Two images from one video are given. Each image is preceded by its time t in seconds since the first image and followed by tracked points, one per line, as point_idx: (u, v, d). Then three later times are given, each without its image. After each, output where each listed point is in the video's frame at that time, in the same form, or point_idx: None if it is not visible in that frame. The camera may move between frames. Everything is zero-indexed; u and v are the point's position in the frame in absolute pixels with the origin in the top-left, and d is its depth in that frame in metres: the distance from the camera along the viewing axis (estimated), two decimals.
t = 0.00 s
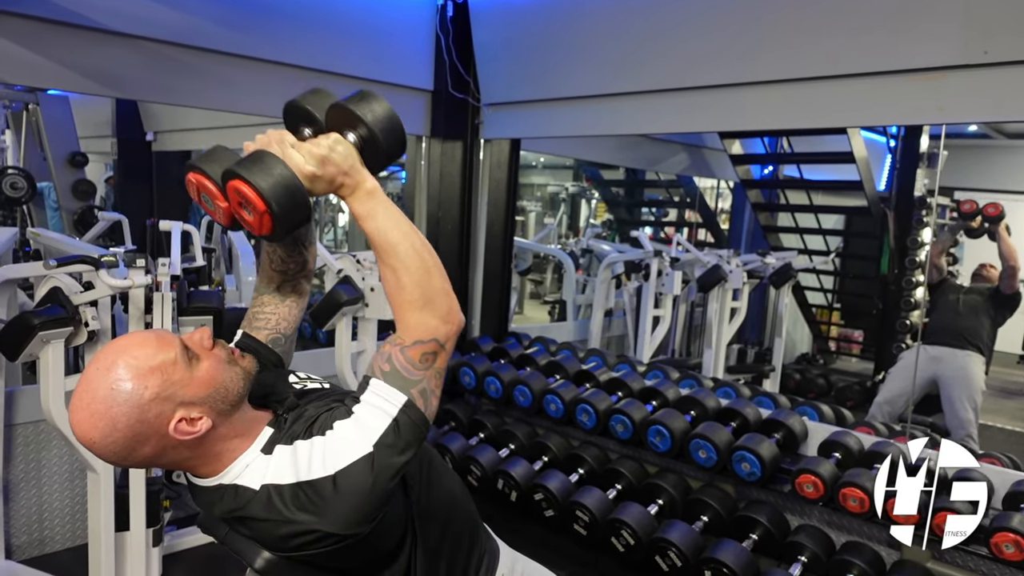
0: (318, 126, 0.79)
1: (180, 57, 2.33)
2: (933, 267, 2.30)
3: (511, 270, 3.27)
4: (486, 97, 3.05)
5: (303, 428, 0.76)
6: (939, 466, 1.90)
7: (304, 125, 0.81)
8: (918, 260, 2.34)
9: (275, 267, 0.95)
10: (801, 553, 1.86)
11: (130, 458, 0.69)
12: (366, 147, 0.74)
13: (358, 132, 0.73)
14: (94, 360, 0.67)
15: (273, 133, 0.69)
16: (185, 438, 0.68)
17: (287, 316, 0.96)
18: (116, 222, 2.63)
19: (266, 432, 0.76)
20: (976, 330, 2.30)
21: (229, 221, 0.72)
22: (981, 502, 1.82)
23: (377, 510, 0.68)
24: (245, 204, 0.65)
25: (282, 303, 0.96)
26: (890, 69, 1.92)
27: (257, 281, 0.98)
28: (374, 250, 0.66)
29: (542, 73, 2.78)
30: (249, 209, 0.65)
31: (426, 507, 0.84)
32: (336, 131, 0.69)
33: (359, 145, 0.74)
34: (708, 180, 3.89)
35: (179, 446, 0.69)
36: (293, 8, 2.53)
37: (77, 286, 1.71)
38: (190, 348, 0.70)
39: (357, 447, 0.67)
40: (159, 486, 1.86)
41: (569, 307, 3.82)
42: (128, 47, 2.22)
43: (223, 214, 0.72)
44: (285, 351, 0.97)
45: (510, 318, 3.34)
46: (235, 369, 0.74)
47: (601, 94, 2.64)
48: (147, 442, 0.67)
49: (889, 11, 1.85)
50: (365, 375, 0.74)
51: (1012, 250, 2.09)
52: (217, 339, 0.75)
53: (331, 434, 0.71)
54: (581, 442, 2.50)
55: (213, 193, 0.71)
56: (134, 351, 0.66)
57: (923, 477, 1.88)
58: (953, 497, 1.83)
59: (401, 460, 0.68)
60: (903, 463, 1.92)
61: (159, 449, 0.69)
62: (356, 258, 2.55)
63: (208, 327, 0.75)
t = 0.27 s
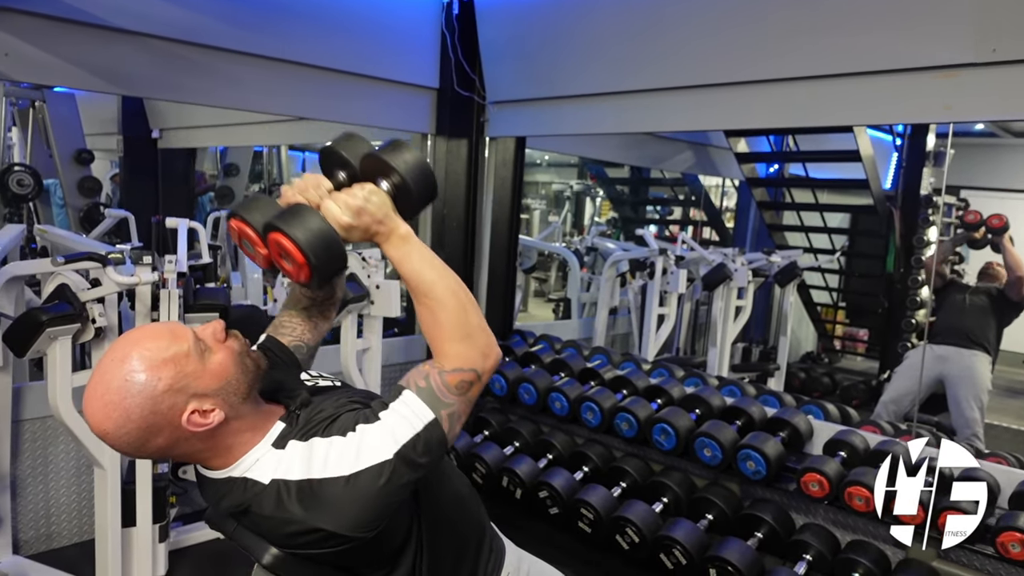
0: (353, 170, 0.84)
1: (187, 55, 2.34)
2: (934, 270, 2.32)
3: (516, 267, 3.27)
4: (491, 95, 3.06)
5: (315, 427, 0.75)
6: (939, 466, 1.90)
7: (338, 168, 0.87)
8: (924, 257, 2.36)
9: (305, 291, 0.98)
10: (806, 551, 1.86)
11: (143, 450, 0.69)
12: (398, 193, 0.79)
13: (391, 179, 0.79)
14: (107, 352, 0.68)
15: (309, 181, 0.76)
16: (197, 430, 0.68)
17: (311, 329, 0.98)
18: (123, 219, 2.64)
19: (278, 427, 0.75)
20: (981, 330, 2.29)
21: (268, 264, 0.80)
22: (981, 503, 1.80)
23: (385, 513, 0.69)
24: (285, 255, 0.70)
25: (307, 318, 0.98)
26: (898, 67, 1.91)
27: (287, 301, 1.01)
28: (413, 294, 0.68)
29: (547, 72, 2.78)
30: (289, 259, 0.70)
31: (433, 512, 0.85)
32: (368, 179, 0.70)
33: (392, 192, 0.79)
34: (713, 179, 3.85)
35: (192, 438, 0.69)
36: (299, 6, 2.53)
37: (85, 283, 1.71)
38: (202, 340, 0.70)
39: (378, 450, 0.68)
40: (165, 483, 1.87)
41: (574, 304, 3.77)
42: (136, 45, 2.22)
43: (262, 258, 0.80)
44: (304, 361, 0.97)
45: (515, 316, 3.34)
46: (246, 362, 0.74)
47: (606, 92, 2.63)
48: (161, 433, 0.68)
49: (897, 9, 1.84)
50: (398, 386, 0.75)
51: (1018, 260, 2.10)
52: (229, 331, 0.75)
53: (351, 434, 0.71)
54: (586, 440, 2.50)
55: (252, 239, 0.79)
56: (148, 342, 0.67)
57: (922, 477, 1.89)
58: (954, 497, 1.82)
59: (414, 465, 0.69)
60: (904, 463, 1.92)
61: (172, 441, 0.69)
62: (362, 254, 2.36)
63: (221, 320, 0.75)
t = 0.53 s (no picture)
0: (382, 231, 1.00)
1: (190, 51, 2.34)
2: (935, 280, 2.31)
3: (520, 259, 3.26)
4: (493, 91, 3.05)
5: (330, 425, 0.77)
6: (939, 465, 1.91)
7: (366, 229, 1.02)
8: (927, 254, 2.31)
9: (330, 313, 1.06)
10: (809, 547, 1.86)
11: (158, 433, 0.71)
12: (426, 256, 0.92)
13: (417, 244, 0.92)
14: (128, 335, 0.71)
15: (341, 244, 0.94)
16: (212, 413, 0.71)
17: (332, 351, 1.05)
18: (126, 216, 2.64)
19: (290, 418, 0.78)
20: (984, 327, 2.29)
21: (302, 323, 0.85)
22: (981, 502, 1.80)
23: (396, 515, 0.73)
24: (322, 318, 0.77)
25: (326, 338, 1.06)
26: (902, 62, 1.90)
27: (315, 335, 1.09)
28: (440, 350, 0.75)
29: (550, 68, 2.78)
30: (325, 322, 0.76)
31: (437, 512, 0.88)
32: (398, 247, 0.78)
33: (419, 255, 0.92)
34: (715, 175, 3.96)
35: (206, 422, 0.72)
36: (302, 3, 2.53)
37: (88, 280, 1.70)
38: (221, 327, 0.73)
39: (398, 456, 0.72)
40: (170, 479, 1.88)
41: (576, 300, 3.79)
42: (139, 42, 2.23)
43: (297, 317, 0.85)
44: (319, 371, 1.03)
45: (518, 312, 3.34)
46: (262, 352, 0.76)
47: (609, 88, 2.63)
48: (176, 415, 0.70)
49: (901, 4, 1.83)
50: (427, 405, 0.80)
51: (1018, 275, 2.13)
52: (246, 321, 0.78)
53: (372, 436, 0.74)
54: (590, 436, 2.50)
55: (289, 299, 0.84)
56: (168, 326, 0.69)
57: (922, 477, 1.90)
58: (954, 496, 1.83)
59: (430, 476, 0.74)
60: (903, 463, 1.92)
61: (186, 424, 0.71)
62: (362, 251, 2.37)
63: (239, 310, 0.78)
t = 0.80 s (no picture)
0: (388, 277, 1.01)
1: (192, 49, 2.34)
2: (934, 290, 2.32)
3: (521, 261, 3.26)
4: (495, 88, 3.05)
5: (344, 423, 0.79)
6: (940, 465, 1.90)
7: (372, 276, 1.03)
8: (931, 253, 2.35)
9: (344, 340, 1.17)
10: (810, 544, 1.87)
11: (170, 418, 0.73)
12: (432, 302, 0.94)
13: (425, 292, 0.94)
14: (144, 319, 0.72)
15: (348, 290, 0.97)
16: (226, 401, 0.73)
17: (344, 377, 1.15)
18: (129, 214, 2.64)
19: (299, 412, 0.80)
20: (980, 323, 2.27)
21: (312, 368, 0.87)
22: (982, 502, 1.81)
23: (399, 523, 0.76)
24: (330, 368, 0.82)
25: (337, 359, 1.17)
26: (905, 59, 1.90)
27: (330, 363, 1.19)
28: (446, 390, 0.83)
29: (551, 66, 2.78)
30: (335, 372, 0.81)
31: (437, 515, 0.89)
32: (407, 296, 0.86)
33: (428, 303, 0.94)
34: (718, 173, 3.89)
35: (221, 409, 0.74)
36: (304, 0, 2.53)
37: (91, 277, 1.68)
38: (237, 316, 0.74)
39: (408, 466, 0.75)
40: (173, 475, 1.89)
41: (578, 298, 3.78)
42: (141, 40, 2.23)
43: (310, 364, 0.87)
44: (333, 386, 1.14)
45: (520, 310, 3.35)
46: (275, 343, 0.78)
47: (611, 85, 2.62)
48: (190, 401, 0.72)
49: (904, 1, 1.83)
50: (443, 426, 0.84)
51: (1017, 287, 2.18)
52: (260, 313, 0.80)
53: (389, 439, 0.77)
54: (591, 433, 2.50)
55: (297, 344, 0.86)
56: (185, 312, 0.71)
57: (923, 477, 1.89)
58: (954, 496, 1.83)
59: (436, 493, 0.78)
60: (903, 463, 1.93)
61: (199, 411, 0.73)
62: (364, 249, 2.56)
63: (254, 301, 0.79)
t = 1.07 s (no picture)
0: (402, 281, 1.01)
1: (196, 46, 2.34)
2: (937, 292, 2.35)
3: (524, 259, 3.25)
4: (500, 86, 3.04)
5: (350, 416, 0.80)
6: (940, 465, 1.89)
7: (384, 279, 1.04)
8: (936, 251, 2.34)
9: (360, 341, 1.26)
10: (813, 542, 1.86)
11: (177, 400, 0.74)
12: (451, 299, 0.95)
13: (446, 285, 0.95)
14: (164, 302, 0.74)
15: (362, 288, 0.99)
16: (233, 388, 0.74)
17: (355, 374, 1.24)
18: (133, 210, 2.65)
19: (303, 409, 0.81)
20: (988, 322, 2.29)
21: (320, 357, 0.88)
22: (982, 502, 1.81)
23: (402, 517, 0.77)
24: (344, 344, 0.82)
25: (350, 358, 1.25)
26: (910, 56, 1.89)
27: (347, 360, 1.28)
28: (454, 384, 0.84)
29: (555, 63, 2.78)
30: (348, 348, 0.82)
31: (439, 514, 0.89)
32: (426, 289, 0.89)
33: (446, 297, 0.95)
34: (722, 170, 3.82)
35: (228, 396, 0.75)
36: None
37: (96, 274, 1.69)
38: (254, 308, 0.76)
39: (412, 460, 0.76)
40: (177, 471, 1.90)
41: (582, 295, 3.82)
42: (145, 37, 2.23)
43: (315, 351, 0.88)
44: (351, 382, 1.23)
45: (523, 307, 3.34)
46: (286, 339, 0.80)
47: (615, 82, 2.62)
48: (198, 385, 0.73)
49: None
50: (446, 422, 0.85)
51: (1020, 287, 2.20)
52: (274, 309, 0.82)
53: (394, 432, 0.78)
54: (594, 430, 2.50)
55: (309, 335, 0.87)
56: (204, 298, 0.73)
57: (923, 478, 1.87)
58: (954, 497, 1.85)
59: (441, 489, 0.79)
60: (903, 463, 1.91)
61: (206, 396, 0.74)
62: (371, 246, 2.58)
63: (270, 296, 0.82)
